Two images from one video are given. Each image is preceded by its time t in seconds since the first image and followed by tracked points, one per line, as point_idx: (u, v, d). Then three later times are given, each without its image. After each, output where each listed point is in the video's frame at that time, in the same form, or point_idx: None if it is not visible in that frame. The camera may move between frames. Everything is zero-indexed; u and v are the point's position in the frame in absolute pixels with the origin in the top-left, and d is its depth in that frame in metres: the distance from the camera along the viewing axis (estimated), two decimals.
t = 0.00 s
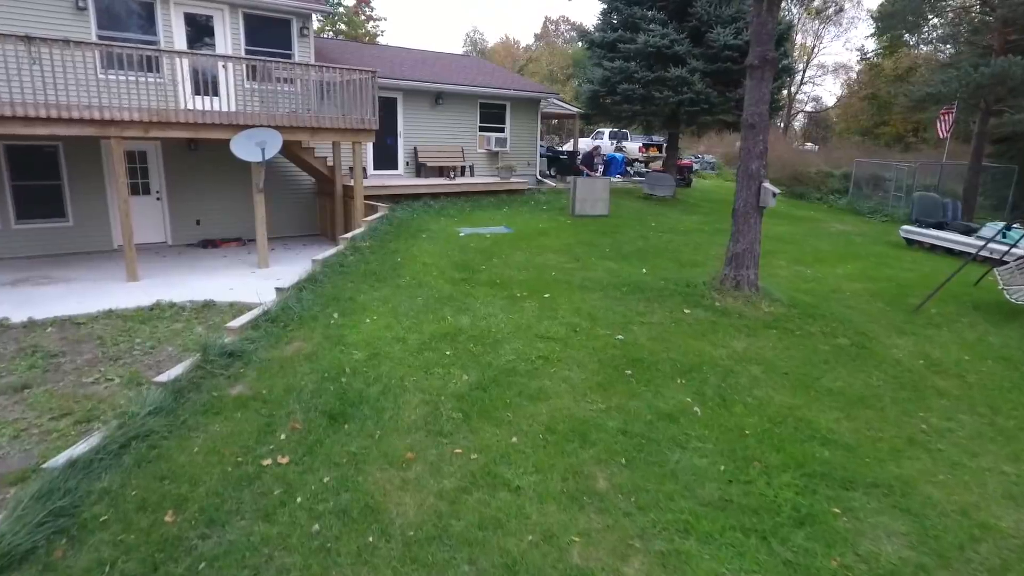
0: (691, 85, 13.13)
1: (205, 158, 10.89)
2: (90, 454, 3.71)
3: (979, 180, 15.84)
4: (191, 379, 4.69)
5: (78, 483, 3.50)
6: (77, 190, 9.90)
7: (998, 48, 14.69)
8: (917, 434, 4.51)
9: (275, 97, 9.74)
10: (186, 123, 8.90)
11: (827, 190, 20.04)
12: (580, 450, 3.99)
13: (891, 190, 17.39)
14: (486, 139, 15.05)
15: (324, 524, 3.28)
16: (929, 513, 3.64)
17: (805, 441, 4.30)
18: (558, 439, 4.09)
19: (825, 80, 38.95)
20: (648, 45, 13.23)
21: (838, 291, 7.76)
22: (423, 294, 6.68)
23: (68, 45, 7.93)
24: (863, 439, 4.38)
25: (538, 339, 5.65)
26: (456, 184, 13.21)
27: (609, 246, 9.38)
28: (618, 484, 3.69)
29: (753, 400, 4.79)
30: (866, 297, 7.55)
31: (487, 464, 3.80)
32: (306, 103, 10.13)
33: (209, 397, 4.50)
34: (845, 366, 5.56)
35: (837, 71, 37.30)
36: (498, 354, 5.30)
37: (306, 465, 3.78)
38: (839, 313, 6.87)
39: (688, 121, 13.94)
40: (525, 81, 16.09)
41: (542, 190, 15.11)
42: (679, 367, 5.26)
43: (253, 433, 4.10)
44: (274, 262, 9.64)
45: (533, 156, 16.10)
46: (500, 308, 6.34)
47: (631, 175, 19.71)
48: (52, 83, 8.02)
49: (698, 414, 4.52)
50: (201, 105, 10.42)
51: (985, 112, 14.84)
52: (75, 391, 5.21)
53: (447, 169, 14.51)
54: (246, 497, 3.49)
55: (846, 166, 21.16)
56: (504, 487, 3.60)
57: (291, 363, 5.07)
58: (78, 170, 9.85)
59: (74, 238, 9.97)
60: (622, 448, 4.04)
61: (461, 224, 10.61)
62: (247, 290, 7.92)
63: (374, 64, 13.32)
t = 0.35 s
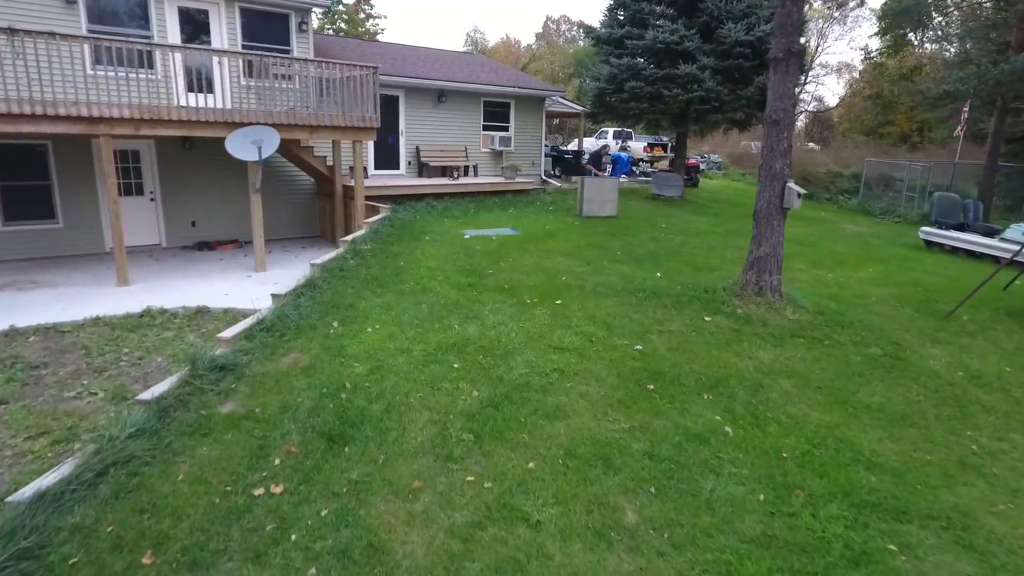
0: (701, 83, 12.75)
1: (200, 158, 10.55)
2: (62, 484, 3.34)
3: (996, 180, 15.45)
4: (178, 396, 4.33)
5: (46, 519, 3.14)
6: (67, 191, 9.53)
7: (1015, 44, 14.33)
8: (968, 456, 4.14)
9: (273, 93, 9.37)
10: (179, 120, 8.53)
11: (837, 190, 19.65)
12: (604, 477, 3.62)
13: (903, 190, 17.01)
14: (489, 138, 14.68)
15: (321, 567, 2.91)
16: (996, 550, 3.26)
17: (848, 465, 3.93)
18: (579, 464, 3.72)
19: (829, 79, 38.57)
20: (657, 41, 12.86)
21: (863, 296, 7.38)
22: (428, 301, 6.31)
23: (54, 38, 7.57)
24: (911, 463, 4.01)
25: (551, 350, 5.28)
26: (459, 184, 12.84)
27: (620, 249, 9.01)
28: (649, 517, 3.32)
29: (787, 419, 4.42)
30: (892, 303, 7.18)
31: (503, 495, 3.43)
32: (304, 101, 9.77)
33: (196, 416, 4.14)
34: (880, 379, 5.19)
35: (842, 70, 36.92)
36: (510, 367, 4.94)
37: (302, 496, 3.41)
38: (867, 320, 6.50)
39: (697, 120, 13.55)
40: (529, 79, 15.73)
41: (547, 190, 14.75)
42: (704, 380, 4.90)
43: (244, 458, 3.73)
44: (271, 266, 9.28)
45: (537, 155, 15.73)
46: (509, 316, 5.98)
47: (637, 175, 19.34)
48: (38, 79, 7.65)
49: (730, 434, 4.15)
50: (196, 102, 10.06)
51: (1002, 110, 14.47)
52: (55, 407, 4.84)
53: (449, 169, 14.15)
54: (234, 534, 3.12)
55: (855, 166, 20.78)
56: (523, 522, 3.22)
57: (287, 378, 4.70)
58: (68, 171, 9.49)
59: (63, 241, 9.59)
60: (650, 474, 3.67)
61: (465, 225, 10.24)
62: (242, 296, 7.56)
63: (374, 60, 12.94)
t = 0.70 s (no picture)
0: (711, 81, 12.41)
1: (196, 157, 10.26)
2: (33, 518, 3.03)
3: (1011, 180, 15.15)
4: (165, 415, 4.01)
5: (12, 561, 2.82)
6: (57, 192, 9.21)
7: None
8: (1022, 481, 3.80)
9: (270, 91, 9.04)
10: (174, 119, 8.22)
11: (846, 190, 19.30)
12: (630, 509, 3.30)
13: (915, 191, 16.69)
14: (493, 137, 14.37)
15: None
16: None
17: (893, 492, 3.60)
18: (601, 494, 3.40)
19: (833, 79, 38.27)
20: (665, 38, 12.53)
21: (887, 302, 7.06)
22: (433, 309, 5.99)
23: (41, 33, 7.25)
24: (961, 490, 3.68)
25: (564, 363, 4.95)
26: (463, 184, 12.52)
27: (631, 252, 8.69)
28: (680, 555, 3.00)
29: (821, 440, 4.10)
30: (919, 309, 6.86)
31: (519, 530, 3.11)
32: (303, 99, 9.45)
33: (184, 437, 3.83)
34: (916, 393, 4.85)
35: (845, 70, 36.64)
36: (521, 382, 4.62)
37: (296, 531, 3.08)
38: (895, 328, 6.17)
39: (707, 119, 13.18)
40: (533, 77, 15.42)
41: (553, 191, 14.42)
42: (729, 397, 4.58)
43: (234, 487, 3.41)
44: (269, 270, 8.98)
45: (542, 155, 15.42)
46: (519, 326, 5.66)
47: (642, 175, 19.02)
48: (25, 75, 7.34)
49: (763, 457, 3.83)
50: (192, 101, 9.74)
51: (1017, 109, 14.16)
52: (34, 424, 4.51)
53: (452, 169, 13.83)
54: None
55: (864, 166, 20.46)
56: (542, 562, 2.91)
57: (283, 393, 4.39)
58: (59, 171, 9.17)
59: (54, 244, 9.27)
60: (679, 505, 3.35)
61: (469, 227, 9.94)
62: (237, 301, 7.26)
63: (376, 58, 12.64)
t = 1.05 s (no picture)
0: (720, 80, 12.10)
1: (192, 157, 10.01)
2: (2, 554, 2.75)
3: None
4: (152, 435, 3.73)
5: None
6: (49, 193, 8.93)
7: None
8: None
9: (269, 88, 8.76)
10: (169, 118, 7.94)
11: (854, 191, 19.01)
12: (658, 541, 3.01)
13: (926, 192, 16.40)
14: (497, 137, 14.09)
15: None
16: None
17: (941, 521, 3.30)
18: (625, 525, 3.10)
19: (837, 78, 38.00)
20: (673, 36, 12.21)
21: (911, 307, 6.77)
22: (438, 317, 5.72)
23: (30, 27, 6.97)
24: (1015, 517, 3.37)
25: (579, 375, 4.67)
26: (466, 185, 12.23)
27: (642, 256, 8.41)
28: None
29: (859, 460, 3.80)
30: (945, 316, 6.56)
31: (537, 567, 2.82)
32: (303, 97, 9.16)
33: (172, 459, 3.55)
34: (952, 408, 4.56)
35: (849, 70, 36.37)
36: (533, 396, 4.33)
37: (292, 569, 2.80)
38: (923, 336, 5.88)
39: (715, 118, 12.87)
40: (538, 76, 15.15)
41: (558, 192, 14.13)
42: (756, 412, 4.29)
43: (225, 516, 3.12)
44: (267, 273, 8.71)
45: (547, 155, 15.14)
46: (529, 335, 5.37)
47: (648, 175, 18.74)
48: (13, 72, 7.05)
49: (797, 481, 3.54)
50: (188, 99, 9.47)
51: None
52: (13, 442, 4.22)
53: (455, 170, 13.54)
54: None
55: (872, 166, 20.18)
56: None
57: (278, 410, 4.11)
58: (51, 171, 8.89)
59: (45, 247, 8.98)
60: (711, 537, 3.06)
61: (474, 229, 9.67)
62: (234, 307, 6.99)
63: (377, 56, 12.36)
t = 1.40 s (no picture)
0: (728, 77, 11.84)
1: (187, 157, 9.76)
2: None
3: None
4: (138, 453, 3.49)
5: None
6: (39, 193, 8.67)
7: None
8: None
9: (266, 85, 8.50)
10: (162, 115, 7.69)
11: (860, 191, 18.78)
12: (686, 573, 2.76)
13: (933, 191, 16.18)
14: (499, 136, 13.85)
15: None
16: None
17: (989, 547, 3.05)
18: (650, 554, 2.86)
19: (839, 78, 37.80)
20: (679, 32, 11.96)
21: (931, 310, 6.53)
22: (442, 323, 5.47)
23: (17, 20, 6.71)
24: None
25: (592, 386, 4.43)
26: (468, 185, 11.99)
27: (650, 258, 8.16)
28: None
29: (894, 479, 3.55)
30: (968, 320, 6.32)
31: None
32: (302, 94, 8.89)
33: (158, 481, 3.30)
34: (986, 420, 4.31)
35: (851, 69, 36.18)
36: (545, 409, 4.09)
37: None
38: (948, 342, 5.64)
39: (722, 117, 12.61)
40: (540, 74, 14.91)
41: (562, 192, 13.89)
42: (781, 426, 4.05)
43: (214, 545, 2.87)
44: (264, 276, 8.46)
45: (549, 155, 14.91)
46: (538, 342, 5.14)
47: (651, 175, 18.50)
48: None
49: (831, 503, 3.30)
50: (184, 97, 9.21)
51: None
52: None
53: (457, 169, 13.30)
54: None
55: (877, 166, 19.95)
56: None
57: (274, 424, 3.87)
58: (41, 171, 8.63)
59: (35, 248, 8.72)
60: (743, 567, 2.81)
61: (477, 230, 9.43)
62: (229, 311, 6.75)
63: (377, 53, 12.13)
